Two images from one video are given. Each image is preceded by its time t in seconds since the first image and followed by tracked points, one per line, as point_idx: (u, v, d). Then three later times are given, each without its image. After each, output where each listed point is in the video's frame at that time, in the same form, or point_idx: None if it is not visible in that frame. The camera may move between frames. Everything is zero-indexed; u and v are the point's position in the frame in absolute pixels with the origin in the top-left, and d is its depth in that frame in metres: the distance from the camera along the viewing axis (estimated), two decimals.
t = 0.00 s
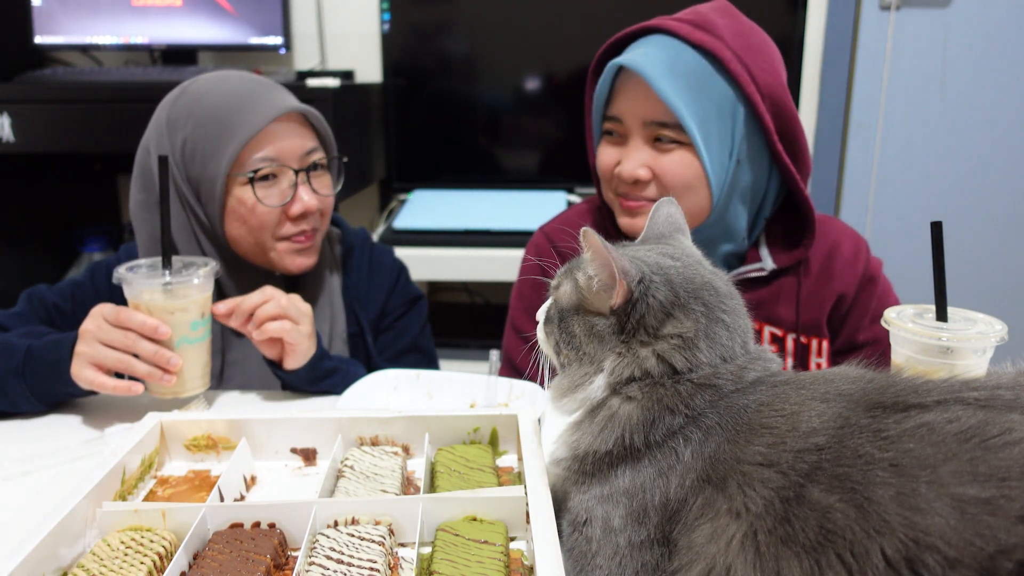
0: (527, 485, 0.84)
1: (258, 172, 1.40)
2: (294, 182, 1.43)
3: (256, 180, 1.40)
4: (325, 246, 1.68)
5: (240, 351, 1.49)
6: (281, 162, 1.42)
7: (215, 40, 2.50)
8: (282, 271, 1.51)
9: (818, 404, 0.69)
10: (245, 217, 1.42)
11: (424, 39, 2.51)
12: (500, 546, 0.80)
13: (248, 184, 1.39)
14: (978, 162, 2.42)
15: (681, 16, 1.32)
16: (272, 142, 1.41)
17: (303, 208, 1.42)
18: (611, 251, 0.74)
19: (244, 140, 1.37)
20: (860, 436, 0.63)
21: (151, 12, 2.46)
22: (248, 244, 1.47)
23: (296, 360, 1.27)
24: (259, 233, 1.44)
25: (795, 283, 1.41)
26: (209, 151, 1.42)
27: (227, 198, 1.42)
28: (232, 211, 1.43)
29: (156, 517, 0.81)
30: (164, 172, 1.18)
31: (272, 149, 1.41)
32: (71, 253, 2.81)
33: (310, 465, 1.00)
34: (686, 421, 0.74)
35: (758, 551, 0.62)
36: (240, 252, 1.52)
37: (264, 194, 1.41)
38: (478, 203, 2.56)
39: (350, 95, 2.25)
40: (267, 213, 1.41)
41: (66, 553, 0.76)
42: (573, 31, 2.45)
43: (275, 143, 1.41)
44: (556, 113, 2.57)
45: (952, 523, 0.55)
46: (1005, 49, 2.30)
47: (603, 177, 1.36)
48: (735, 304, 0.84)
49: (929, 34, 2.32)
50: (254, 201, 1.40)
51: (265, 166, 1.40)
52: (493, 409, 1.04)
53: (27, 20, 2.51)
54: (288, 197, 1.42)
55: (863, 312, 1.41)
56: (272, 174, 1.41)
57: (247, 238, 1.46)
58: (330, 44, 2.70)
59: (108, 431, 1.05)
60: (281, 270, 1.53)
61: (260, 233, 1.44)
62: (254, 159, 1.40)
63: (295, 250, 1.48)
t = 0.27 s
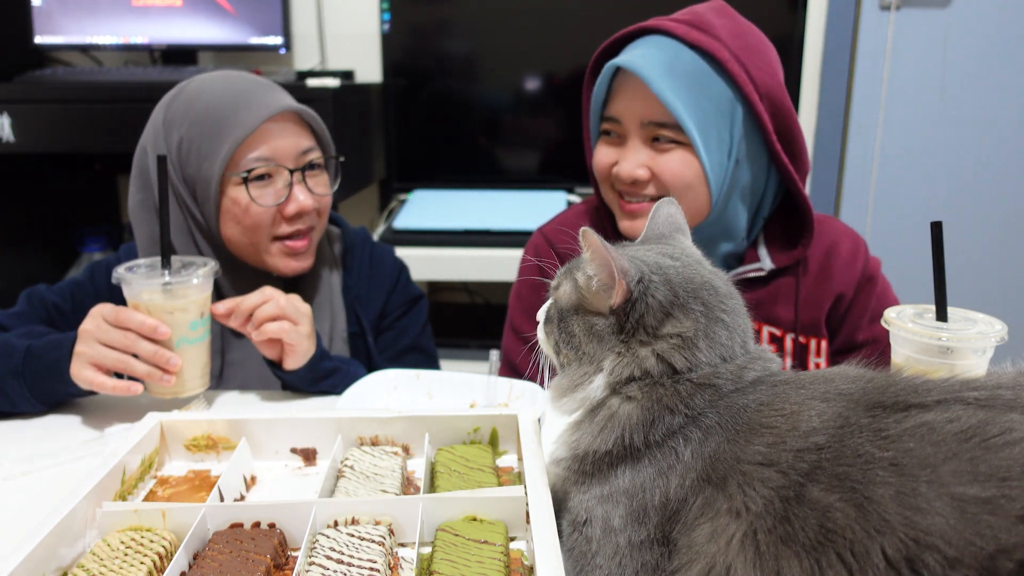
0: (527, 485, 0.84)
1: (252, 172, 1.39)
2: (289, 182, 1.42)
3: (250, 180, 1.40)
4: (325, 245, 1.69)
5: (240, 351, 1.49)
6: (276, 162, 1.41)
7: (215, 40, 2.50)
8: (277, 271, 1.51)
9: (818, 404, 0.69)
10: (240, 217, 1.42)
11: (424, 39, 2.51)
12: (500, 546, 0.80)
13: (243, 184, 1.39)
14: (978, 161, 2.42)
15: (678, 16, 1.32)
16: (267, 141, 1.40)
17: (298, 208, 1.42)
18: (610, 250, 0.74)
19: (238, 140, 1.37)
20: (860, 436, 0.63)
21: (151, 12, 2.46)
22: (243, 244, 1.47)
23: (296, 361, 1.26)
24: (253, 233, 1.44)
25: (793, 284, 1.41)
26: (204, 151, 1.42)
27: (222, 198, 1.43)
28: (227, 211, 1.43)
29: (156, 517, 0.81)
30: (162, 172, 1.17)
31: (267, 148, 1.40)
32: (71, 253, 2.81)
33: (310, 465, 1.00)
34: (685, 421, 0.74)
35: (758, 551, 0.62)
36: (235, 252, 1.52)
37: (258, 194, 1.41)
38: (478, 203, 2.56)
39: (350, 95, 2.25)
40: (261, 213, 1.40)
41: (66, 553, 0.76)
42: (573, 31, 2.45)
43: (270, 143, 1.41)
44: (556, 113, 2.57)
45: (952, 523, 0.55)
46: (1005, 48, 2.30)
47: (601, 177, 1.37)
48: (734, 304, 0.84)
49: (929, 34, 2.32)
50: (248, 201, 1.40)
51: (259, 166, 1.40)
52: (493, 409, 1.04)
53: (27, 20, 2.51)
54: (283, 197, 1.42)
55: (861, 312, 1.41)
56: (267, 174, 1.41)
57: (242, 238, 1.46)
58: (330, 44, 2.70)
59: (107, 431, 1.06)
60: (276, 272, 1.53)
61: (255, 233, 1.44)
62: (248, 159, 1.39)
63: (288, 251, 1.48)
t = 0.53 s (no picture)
0: (527, 485, 0.84)
1: (252, 173, 1.39)
2: (288, 183, 1.42)
3: (249, 181, 1.40)
4: (324, 246, 1.70)
5: (240, 351, 1.49)
6: (275, 163, 1.41)
7: (215, 40, 2.50)
8: (275, 272, 1.50)
9: (817, 404, 0.69)
10: (239, 218, 1.42)
11: (424, 39, 2.51)
12: (500, 546, 0.80)
13: (242, 185, 1.39)
14: (978, 161, 2.42)
15: (679, 16, 1.32)
16: (266, 142, 1.40)
17: (297, 210, 1.42)
18: (605, 250, 0.74)
19: (237, 141, 1.37)
20: (860, 437, 0.63)
21: (151, 12, 2.46)
22: (241, 245, 1.47)
23: (296, 361, 1.26)
24: (252, 234, 1.44)
25: (793, 283, 1.41)
26: (204, 151, 1.42)
27: (221, 199, 1.43)
28: (225, 211, 1.43)
29: (156, 517, 0.81)
30: (162, 173, 1.17)
31: (266, 149, 1.40)
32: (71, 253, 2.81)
33: (310, 465, 1.00)
34: (684, 420, 0.74)
35: (758, 551, 0.62)
36: (233, 253, 1.52)
37: (257, 195, 1.41)
38: (478, 203, 2.56)
39: (350, 95, 2.25)
40: (260, 214, 1.40)
41: (66, 553, 0.76)
42: (573, 30, 2.45)
43: (269, 144, 1.41)
44: (556, 113, 2.57)
45: (953, 526, 0.55)
46: (1005, 48, 2.30)
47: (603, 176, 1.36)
48: (731, 302, 0.84)
49: (930, 34, 2.32)
50: (247, 202, 1.40)
51: (258, 167, 1.40)
52: (493, 409, 1.04)
53: (27, 20, 2.51)
54: (282, 197, 1.41)
55: (861, 311, 1.40)
56: (267, 175, 1.41)
57: (240, 239, 1.46)
58: (330, 44, 2.70)
59: (107, 431, 1.06)
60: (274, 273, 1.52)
61: (254, 234, 1.44)
62: (248, 160, 1.39)
63: (285, 253, 1.48)
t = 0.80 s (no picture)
0: (527, 485, 0.84)
1: (250, 166, 1.39)
2: (287, 176, 1.42)
3: (248, 174, 1.40)
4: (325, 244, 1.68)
5: (243, 348, 1.49)
6: (275, 157, 1.41)
7: (215, 40, 2.50)
8: (275, 267, 1.50)
9: (816, 404, 0.69)
10: (238, 211, 1.42)
11: (424, 39, 2.51)
12: (500, 546, 0.80)
13: (241, 178, 1.39)
14: (979, 161, 2.42)
15: (681, 15, 1.32)
16: (264, 136, 1.40)
17: (296, 203, 1.42)
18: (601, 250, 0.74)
19: (237, 133, 1.37)
20: (860, 437, 0.63)
21: (151, 12, 2.46)
22: (240, 239, 1.47)
23: (295, 363, 1.25)
24: (251, 227, 1.44)
25: (793, 283, 1.41)
26: (204, 146, 1.42)
27: (221, 192, 1.43)
28: (225, 205, 1.43)
29: (156, 517, 0.81)
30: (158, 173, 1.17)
31: (265, 142, 1.40)
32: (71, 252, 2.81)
33: (310, 465, 1.00)
34: (684, 420, 0.74)
35: (758, 552, 0.62)
36: (235, 248, 1.51)
37: (256, 187, 1.41)
38: (479, 203, 2.56)
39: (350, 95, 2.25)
40: (259, 207, 1.40)
41: (66, 553, 0.76)
42: (573, 30, 2.45)
43: (269, 137, 1.41)
44: (556, 113, 2.57)
45: (953, 526, 0.55)
46: (1006, 48, 2.30)
47: (620, 181, 1.33)
48: (730, 302, 0.84)
49: (929, 34, 2.32)
50: (245, 193, 1.40)
51: (257, 160, 1.40)
52: (493, 409, 1.04)
53: (27, 21, 2.51)
54: (281, 190, 1.42)
55: (860, 310, 1.40)
56: (266, 169, 1.41)
57: (239, 233, 1.46)
58: (330, 44, 2.70)
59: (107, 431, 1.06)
60: (274, 269, 1.52)
61: (253, 228, 1.43)
62: (247, 152, 1.39)
63: (285, 247, 1.48)
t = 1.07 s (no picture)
0: (527, 484, 0.84)
1: (252, 161, 1.39)
2: (289, 173, 1.43)
3: (249, 169, 1.40)
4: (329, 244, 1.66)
5: (245, 348, 1.49)
6: (277, 153, 1.42)
7: (215, 40, 2.50)
8: (277, 263, 1.49)
9: (816, 403, 0.69)
10: (240, 207, 1.42)
11: (425, 39, 2.51)
12: (500, 546, 0.80)
13: (242, 173, 1.39)
14: (979, 161, 2.42)
15: (685, 14, 1.32)
16: (267, 132, 1.40)
17: (298, 199, 1.42)
18: (599, 250, 0.74)
19: (240, 129, 1.38)
20: (860, 437, 0.63)
21: (151, 13, 2.46)
22: (241, 234, 1.46)
23: (296, 364, 1.25)
24: (253, 223, 1.43)
25: (793, 283, 1.41)
26: (207, 142, 1.42)
27: (223, 188, 1.43)
28: (227, 201, 1.43)
29: (156, 517, 0.81)
30: (160, 173, 1.18)
31: (268, 138, 1.40)
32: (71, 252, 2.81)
33: (310, 465, 1.00)
34: (684, 421, 0.74)
35: (758, 551, 0.62)
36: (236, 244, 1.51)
37: (258, 182, 1.41)
38: (479, 203, 2.56)
39: (350, 95, 2.24)
40: (261, 202, 1.40)
41: (66, 553, 0.76)
42: (572, 30, 2.45)
43: (271, 133, 1.41)
44: (556, 113, 2.57)
45: (952, 524, 0.55)
46: (1005, 48, 2.30)
47: (617, 177, 1.34)
48: (730, 301, 0.84)
49: (929, 34, 2.32)
50: (247, 187, 1.40)
51: (259, 156, 1.40)
52: (493, 409, 1.04)
53: (27, 21, 2.51)
54: (282, 186, 1.42)
55: (860, 309, 1.40)
56: (268, 165, 1.41)
57: (241, 228, 1.46)
58: (330, 44, 2.70)
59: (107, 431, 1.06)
60: (274, 266, 1.52)
61: (254, 224, 1.43)
62: (248, 148, 1.39)
63: (286, 244, 1.48)
